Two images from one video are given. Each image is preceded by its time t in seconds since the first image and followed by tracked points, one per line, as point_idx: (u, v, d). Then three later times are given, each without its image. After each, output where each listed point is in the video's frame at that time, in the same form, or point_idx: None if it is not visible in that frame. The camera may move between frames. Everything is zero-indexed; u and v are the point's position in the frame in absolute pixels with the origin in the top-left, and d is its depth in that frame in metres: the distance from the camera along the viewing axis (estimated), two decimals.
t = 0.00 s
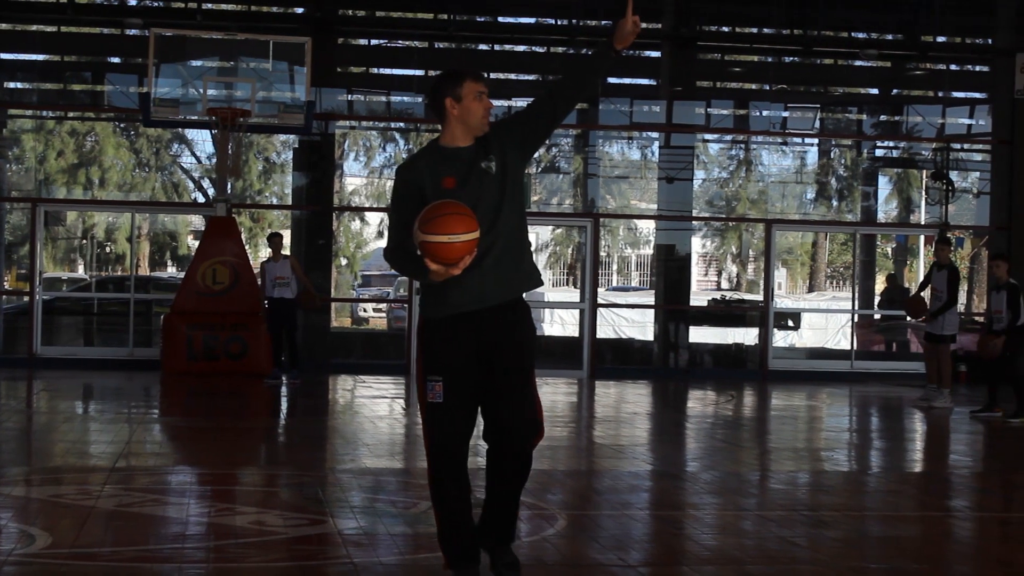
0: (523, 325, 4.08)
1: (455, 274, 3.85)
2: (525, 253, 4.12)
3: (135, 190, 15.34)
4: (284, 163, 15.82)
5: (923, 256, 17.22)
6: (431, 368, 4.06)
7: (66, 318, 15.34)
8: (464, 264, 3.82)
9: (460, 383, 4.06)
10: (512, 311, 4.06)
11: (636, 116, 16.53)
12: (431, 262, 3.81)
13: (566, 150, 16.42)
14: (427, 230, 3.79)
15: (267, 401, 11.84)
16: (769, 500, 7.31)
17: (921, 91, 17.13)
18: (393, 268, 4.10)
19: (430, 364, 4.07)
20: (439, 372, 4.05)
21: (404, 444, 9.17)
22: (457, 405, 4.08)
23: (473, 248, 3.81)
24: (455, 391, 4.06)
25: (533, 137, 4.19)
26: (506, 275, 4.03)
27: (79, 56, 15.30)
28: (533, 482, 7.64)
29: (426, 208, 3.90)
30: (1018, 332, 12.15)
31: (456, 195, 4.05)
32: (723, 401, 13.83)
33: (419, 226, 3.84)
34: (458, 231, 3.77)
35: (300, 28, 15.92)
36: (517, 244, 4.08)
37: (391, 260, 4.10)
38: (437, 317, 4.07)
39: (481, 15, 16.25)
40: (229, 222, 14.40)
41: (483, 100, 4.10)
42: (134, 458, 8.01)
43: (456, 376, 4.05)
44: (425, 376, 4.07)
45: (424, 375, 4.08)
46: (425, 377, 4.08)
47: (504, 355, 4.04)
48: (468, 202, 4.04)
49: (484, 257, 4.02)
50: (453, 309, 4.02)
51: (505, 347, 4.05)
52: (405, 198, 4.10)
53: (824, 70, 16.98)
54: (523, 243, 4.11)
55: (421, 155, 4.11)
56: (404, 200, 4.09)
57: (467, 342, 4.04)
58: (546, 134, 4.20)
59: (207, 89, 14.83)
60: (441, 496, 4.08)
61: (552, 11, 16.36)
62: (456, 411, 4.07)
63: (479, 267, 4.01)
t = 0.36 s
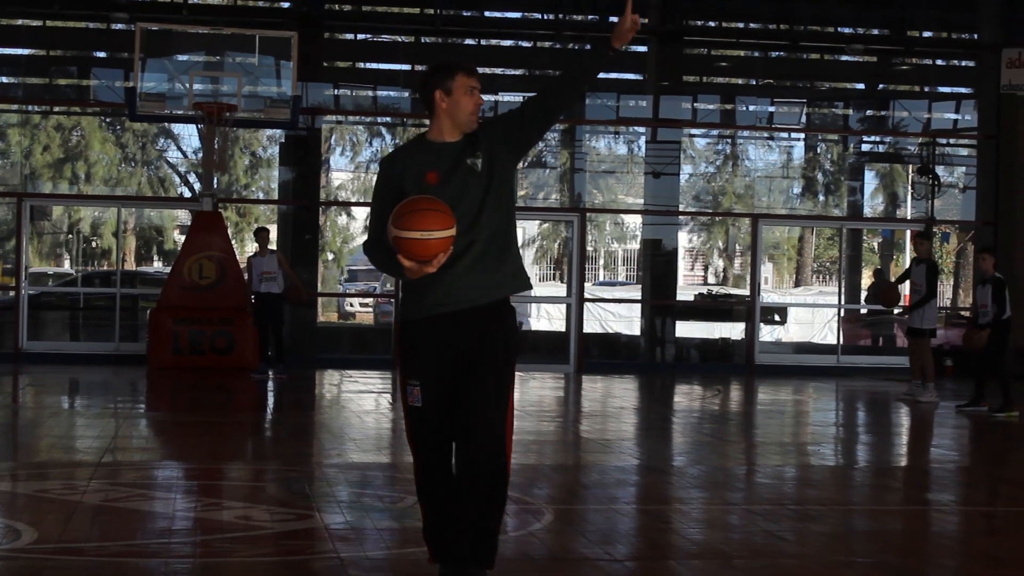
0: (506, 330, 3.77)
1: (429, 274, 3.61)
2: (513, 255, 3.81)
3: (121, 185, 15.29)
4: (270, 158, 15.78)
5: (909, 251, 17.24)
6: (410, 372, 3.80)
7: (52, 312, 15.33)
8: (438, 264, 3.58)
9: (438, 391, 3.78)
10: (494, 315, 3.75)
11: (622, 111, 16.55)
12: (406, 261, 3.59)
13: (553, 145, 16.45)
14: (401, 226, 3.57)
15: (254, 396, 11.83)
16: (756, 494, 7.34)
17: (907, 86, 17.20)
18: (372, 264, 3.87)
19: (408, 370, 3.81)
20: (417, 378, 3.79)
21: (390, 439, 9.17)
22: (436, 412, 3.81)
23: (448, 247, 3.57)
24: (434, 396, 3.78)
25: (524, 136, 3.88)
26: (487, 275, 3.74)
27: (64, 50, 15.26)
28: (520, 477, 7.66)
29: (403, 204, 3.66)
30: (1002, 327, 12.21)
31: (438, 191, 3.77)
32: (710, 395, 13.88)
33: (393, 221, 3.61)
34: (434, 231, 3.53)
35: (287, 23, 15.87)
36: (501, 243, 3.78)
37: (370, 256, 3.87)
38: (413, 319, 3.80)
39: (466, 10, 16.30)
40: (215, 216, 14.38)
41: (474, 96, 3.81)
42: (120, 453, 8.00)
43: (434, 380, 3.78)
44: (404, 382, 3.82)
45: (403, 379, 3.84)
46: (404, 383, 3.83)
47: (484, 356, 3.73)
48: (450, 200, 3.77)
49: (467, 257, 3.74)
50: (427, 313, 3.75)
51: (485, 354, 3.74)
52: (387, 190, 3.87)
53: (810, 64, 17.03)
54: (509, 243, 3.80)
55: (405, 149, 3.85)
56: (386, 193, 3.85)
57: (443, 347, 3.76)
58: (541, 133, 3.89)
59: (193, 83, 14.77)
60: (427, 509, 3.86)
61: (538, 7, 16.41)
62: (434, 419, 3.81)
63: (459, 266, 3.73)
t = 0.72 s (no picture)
0: (489, 334, 3.68)
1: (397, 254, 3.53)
2: (494, 256, 3.72)
3: (114, 183, 15.26)
4: (263, 155, 15.76)
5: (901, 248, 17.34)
6: (385, 371, 3.66)
7: (45, 310, 15.32)
8: (409, 245, 3.51)
9: (415, 389, 3.63)
10: (473, 316, 3.67)
11: (615, 109, 16.56)
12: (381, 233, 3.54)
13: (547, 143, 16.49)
14: (384, 200, 3.52)
15: (248, 394, 11.82)
16: (749, 492, 7.36)
17: (899, 84, 17.25)
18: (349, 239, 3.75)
19: (384, 367, 3.67)
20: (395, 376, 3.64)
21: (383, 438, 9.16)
22: (413, 413, 3.64)
23: (424, 231, 3.51)
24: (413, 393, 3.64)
25: (527, 142, 3.80)
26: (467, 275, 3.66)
27: (57, 48, 15.23)
28: (513, 475, 7.66)
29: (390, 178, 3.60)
30: (993, 322, 12.24)
31: (425, 177, 3.67)
32: (703, 393, 13.89)
33: (377, 193, 3.56)
34: (416, 207, 3.48)
35: (280, 20, 15.85)
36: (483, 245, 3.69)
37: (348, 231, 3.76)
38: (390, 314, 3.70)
39: (459, 7, 16.29)
40: (207, 214, 14.36)
41: (486, 92, 3.73)
42: (113, 451, 7.99)
43: (412, 378, 3.64)
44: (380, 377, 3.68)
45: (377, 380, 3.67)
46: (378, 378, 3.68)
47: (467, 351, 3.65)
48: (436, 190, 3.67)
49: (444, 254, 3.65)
50: (408, 307, 3.65)
51: (466, 356, 3.65)
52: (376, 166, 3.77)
53: (803, 62, 17.07)
54: (492, 246, 3.71)
55: (403, 127, 3.77)
56: (373, 170, 3.76)
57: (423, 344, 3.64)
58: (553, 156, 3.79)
59: (185, 81, 14.78)
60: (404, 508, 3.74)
61: (531, 5, 16.49)
62: (409, 419, 3.64)
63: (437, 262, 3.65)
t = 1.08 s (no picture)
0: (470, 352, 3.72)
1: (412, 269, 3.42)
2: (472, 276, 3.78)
3: (110, 186, 15.25)
4: (259, 158, 15.78)
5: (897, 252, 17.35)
6: (376, 372, 3.55)
7: (40, 313, 15.31)
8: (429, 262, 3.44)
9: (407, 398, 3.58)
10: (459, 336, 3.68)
11: (611, 112, 16.58)
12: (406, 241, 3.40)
13: (543, 146, 16.43)
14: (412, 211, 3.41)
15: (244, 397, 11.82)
16: (744, 495, 7.37)
17: (895, 87, 17.26)
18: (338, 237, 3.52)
19: (374, 367, 3.55)
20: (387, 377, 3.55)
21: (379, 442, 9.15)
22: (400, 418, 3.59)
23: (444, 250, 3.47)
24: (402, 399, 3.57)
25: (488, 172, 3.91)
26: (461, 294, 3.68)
27: (52, 51, 15.23)
28: (508, 478, 7.67)
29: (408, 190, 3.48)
30: (988, 325, 12.27)
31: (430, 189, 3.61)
32: (699, 397, 13.91)
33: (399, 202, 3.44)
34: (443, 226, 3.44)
35: (276, 23, 15.85)
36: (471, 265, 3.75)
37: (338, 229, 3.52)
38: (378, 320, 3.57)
39: (455, 10, 16.28)
40: (202, 218, 14.38)
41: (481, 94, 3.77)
42: (109, 454, 7.99)
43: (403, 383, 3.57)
44: (368, 377, 3.56)
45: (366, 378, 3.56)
46: (365, 382, 3.55)
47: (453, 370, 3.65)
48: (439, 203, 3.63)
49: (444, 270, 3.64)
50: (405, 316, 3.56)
51: (452, 370, 3.65)
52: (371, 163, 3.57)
53: (799, 65, 17.11)
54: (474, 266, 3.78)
55: (401, 129, 3.63)
56: (372, 169, 3.56)
57: (419, 356, 3.58)
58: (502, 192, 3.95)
59: (182, 84, 14.76)
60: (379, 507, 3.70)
61: (527, 7, 16.46)
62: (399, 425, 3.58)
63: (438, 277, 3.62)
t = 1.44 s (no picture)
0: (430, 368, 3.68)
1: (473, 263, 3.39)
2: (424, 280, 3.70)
3: (110, 193, 15.27)
4: (259, 166, 15.79)
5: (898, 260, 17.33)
6: (384, 387, 3.39)
7: (41, 321, 15.31)
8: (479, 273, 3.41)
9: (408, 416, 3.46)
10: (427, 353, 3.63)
11: (611, 119, 16.58)
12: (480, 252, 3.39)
13: (543, 154, 16.44)
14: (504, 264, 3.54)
15: (244, 405, 11.80)
16: (745, 503, 7.35)
17: (896, 95, 17.28)
18: (384, 251, 3.22)
19: (382, 382, 3.38)
20: (394, 393, 3.41)
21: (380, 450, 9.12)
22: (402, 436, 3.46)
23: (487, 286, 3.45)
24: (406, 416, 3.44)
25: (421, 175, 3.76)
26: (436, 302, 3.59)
27: (52, 58, 15.22)
28: (508, 486, 7.66)
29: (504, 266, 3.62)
30: (988, 332, 12.26)
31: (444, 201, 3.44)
32: (700, 404, 13.90)
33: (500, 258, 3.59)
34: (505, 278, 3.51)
35: (276, 31, 15.88)
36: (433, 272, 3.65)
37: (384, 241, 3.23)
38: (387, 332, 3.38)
39: (455, 18, 16.32)
40: (203, 226, 14.40)
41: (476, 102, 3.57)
42: (109, 462, 7.97)
43: (405, 401, 3.45)
44: (374, 394, 3.38)
45: (375, 393, 3.38)
46: (372, 401, 3.37)
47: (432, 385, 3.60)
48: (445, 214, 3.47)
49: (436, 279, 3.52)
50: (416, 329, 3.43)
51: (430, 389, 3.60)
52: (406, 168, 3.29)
53: (800, 73, 17.12)
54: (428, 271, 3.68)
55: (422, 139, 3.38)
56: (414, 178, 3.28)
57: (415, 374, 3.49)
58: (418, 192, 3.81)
59: (182, 91, 14.81)
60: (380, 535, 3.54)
61: (527, 15, 16.50)
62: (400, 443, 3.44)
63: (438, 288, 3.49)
